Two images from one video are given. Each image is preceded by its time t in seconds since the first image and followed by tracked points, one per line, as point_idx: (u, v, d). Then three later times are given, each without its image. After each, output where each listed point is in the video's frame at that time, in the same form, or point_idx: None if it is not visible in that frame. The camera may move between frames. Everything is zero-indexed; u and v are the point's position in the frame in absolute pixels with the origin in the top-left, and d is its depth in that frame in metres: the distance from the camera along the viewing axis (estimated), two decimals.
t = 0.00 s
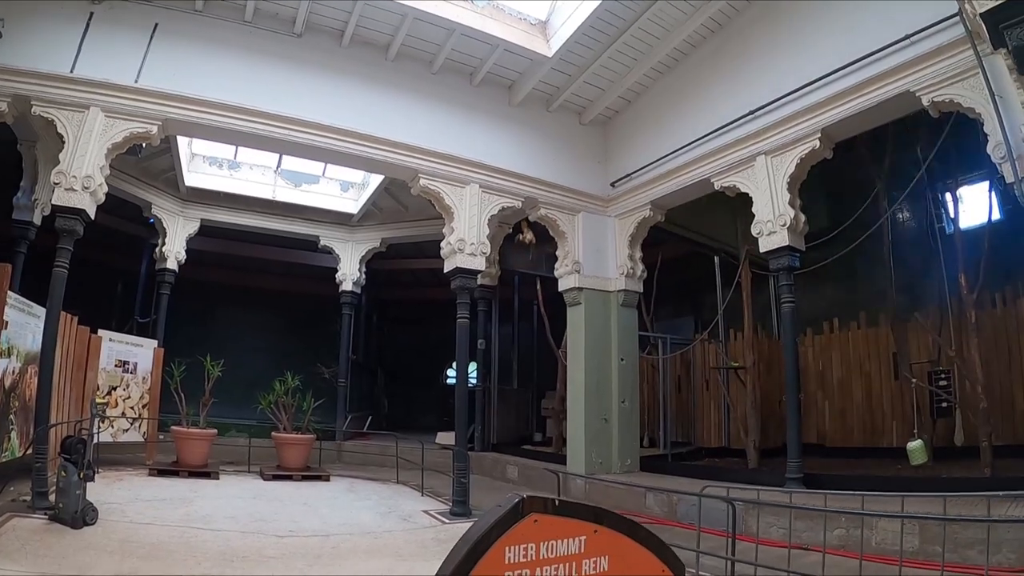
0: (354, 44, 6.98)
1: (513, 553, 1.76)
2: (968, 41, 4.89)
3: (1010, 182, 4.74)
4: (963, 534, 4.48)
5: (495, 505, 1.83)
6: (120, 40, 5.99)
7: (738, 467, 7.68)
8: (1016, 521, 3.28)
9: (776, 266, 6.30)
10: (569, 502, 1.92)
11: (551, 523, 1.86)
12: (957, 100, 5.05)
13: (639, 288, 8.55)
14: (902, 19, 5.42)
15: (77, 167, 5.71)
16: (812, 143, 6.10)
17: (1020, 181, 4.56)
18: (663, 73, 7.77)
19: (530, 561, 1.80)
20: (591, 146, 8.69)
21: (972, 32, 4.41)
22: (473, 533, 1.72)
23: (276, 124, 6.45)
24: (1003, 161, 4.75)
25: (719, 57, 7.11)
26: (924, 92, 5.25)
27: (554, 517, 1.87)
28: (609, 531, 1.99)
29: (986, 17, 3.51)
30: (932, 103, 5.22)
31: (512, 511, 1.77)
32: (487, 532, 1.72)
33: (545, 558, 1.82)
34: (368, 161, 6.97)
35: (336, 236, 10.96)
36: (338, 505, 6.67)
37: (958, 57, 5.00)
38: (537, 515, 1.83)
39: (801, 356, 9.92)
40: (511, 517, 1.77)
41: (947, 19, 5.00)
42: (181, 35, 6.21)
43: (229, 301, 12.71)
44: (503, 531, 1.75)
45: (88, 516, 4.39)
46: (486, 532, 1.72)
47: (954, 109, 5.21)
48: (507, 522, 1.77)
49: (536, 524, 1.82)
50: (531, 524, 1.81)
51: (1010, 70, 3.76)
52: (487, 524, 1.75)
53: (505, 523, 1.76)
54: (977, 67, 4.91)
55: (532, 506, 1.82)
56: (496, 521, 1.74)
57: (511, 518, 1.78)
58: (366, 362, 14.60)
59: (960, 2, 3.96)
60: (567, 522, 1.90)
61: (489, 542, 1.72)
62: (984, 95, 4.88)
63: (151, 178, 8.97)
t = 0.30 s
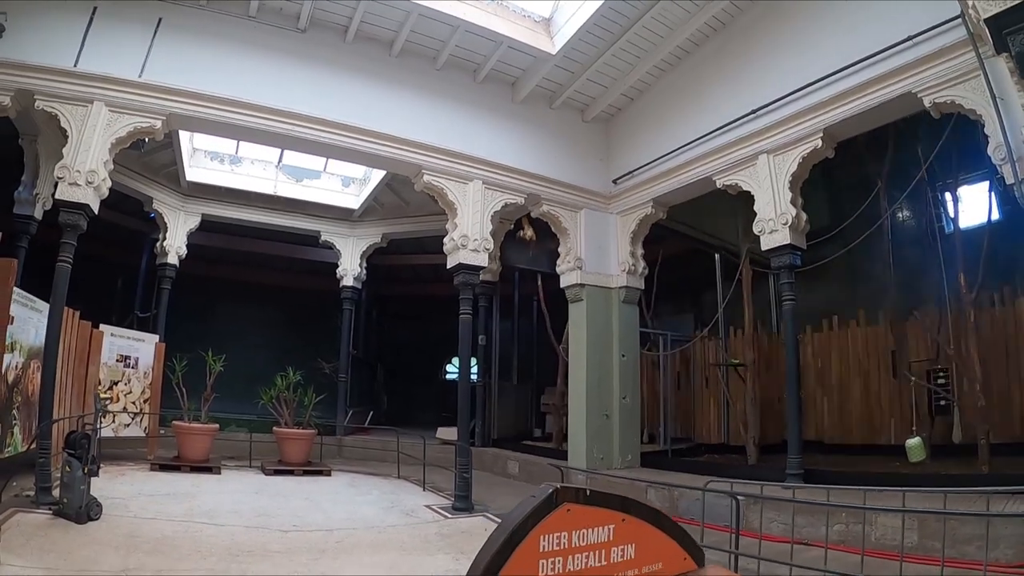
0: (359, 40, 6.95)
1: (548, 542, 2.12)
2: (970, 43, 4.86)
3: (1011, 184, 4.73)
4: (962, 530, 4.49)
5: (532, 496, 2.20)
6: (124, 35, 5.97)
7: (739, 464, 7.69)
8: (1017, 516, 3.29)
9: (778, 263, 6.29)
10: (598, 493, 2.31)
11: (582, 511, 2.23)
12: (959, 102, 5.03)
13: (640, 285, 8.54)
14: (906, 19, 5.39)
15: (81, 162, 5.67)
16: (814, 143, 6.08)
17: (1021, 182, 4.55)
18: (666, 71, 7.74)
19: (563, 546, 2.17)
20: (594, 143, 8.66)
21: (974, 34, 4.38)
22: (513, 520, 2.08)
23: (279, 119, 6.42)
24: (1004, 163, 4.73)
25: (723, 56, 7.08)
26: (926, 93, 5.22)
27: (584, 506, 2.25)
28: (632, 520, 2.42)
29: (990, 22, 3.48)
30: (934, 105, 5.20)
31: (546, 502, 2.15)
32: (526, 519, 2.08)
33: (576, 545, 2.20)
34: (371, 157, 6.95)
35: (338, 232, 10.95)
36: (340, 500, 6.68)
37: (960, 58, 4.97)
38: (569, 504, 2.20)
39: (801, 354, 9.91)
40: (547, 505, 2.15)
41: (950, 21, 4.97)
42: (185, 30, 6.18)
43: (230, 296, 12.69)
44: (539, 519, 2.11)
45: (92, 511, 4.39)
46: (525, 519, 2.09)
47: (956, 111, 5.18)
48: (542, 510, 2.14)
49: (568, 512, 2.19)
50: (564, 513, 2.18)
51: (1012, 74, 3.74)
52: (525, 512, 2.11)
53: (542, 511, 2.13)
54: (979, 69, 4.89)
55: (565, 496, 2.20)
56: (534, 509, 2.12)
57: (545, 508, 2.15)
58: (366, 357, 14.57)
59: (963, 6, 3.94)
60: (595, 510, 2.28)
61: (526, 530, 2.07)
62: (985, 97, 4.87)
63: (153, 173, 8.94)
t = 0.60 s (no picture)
0: (355, 28, 6.89)
1: (562, 519, 2.24)
2: (965, 41, 4.89)
3: (1003, 180, 4.77)
4: (951, 520, 4.57)
5: (546, 476, 2.30)
6: (119, 20, 5.88)
7: (730, 454, 7.78)
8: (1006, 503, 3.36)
9: (771, 255, 6.33)
10: (610, 472, 2.40)
11: (593, 489, 2.33)
12: (952, 99, 5.06)
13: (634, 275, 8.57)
14: (903, 14, 5.39)
15: (75, 148, 5.62)
16: (809, 137, 6.10)
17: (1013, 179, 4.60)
18: (661, 63, 7.72)
19: (576, 523, 2.29)
20: (589, 134, 8.64)
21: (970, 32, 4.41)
22: (528, 498, 2.18)
23: (276, 107, 6.36)
24: (996, 160, 4.77)
25: (719, 48, 7.07)
26: (920, 90, 5.25)
27: (596, 484, 2.34)
28: (643, 498, 2.50)
29: (987, 22, 3.50)
30: (928, 101, 5.23)
31: (561, 480, 2.25)
32: (540, 498, 2.18)
33: (588, 522, 2.31)
34: (366, 145, 6.91)
35: (332, 220, 10.90)
36: (334, 488, 6.71)
37: (955, 56, 4.99)
38: (582, 483, 2.30)
39: (793, 345, 9.99)
40: (561, 484, 2.25)
41: (946, 18, 4.99)
42: (181, 15, 6.09)
43: (222, 284, 12.63)
44: (554, 496, 2.22)
45: (88, 500, 4.39)
46: (540, 498, 2.18)
47: (949, 108, 5.22)
48: (556, 488, 2.24)
49: (581, 491, 2.30)
50: (577, 491, 2.29)
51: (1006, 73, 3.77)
52: (539, 492, 2.20)
53: (556, 489, 2.24)
54: (973, 67, 4.92)
55: (578, 475, 2.30)
56: (547, 490, 2.20)
57: (560, 486, 2.25)
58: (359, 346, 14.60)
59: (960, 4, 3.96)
60: (606, 489, 2.38)
61: (540, 509, 2.18)
62: (979, 94, 4.90)
63: (146, 160, 8.85)
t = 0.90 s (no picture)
0: (346, 20, 6.84)
1: (550, 517, 2.26)
2: (956, 43, 4.95)
3: (991, 182, 4.85)
4: (936, 517, 4.69)
5: (533, 474, 2.32)
6: (108, 10, 5.80)
7: (716, 449, 7.88)
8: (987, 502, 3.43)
9: (760, 253, 6.39)
10: (598, 471, 2.42)
11: (581, 487, 2.35)
12: (943, 100, 5.13)
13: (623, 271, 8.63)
14: (895, 15, 5.45)
15: (64, 140, 5.55)
16: (799, 135, 6.16)
17: (1001, 181, 4.68)
18: (653, 59, 7.74)
19: (564, 521, 2.31)
20: (580, 129, 8.66)
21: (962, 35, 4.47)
22: (516, 497, 2.20)
23: (268, 100, 6.32)
24: (985, 161, 4.84)
25: (710, 46, 7.10)
26: (911, 90, 5.32)
27: (584, 482, 2.37)
28: (630, 495, 2.52)
29: (980, 24, 3.53)
30: (919, 102, 5.30)
31: (548, 478, 2.27)
32: (529, 496, 2.20)
33: (576, 520, 2.33)
34: (358, 138, 6.88)
35: (320, 213, 10.84)
36: (323, 481, 6.71)
37: (946, 58, 5.06)
38: (569, 481, 2.33)
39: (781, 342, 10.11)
40: (548, 482, 2.27)
41: (938, 20, 5.05)
42: (171, 6, 6.01)
43: (209, 276, 12.53)
44: (542, 494, 2.24)
45: (76, 493, 4.36)
46: (528, 495, 2.21)
47: (940, 109, 5.30)
48: (544, 486, 2.27)
49: (568, 488, 2.32)
50: (564, 490, 2.31)
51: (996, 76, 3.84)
52: (527, 490, 2.22)
53: (544, 488, 2.26)
54: (964, 69, 4.99)
55: (565, 473, 2.32)
56: (533, 489, 2.22)
57: (547, 484, 2.27)
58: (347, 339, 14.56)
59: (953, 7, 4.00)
60: (593, 487, 2.39)
61: (529, 506, 2.20)
62: (969, 96, 4.97)
63: (135, 151, 8.74)
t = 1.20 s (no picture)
0: (339, 20, 6.85)
1: (534, 517, 2.29)
2: (947, 45, 5.02)
3: (982, 183, 4.90)
4: (928, 517, 4.75)
5: (517, 475, 2.36)
6: (100, 11, 5.78)
7: (708, 449, 7.93)
8: (976, 502, 3.47)
9: (752, 254, 6.45)
10: (582, 472, 2.46)
11: (564, 487, 2.40)
12: (935, 101, 5.19)
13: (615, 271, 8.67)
14: (886, 17, 5.52)
15: (56, 140, 5.53)
16: (791, 136, 6.22)
17: (992, 183, 4.73)
18: (646, 60, 7.80)
19: (548, 521, 2.35)
20: (573, 129, 8.70)
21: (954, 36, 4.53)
22: (500, 497, 2.24)
23: (261, 101, 6.32)
24: (977, 163, 4.89)
25: (702, 47, 7.17)
26: (903, 91, 5.39)
27: (568, 483, 2.41)
28: (614, 496, 2.56)
29: (971, 26, 3.56)
30: (911, 103, 5.37)
31: (532, 479, 2.31)
32: (513, 495, 2.24)
33: (559, 520, 2.37)
34: (351, 139, 6.90)
35: (313, 213, 10.83)
36: (315, 482, 6.71)
37: (938, 59, 5.13)
38: (553, 481, 2.37)
39: (774, 343, 10.19)
40: (533, 482, 2.31)
41: (929, 22, 5.12)
42: (163, 6, 6.00)
43: (201, 276, 12.48)
44: (525, 495, 2.28)
45: (68, 495, 4.34)
46: (513, 495, 2.24)
47: (931, 109, 5.36)
48: (528, 487, 2.30)
49: (552, 489, 2.36)
50: (548, 490, 2.35)
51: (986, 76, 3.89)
52: (511, 490, 2.26)
53: (528, 488, 2.29)
54: (956, 70, 5.05)
55: (549, 473, 2.36)
56: (518, 489, 2.25)
57: (532, 484, 2.31)
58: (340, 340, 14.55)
59: (945, 8, 4.05)
60: (576, 487, 2.44)
61: (512, 507, 2.23)
62: (960, 97, 5.03)
63: (128, 151, 8.71)
